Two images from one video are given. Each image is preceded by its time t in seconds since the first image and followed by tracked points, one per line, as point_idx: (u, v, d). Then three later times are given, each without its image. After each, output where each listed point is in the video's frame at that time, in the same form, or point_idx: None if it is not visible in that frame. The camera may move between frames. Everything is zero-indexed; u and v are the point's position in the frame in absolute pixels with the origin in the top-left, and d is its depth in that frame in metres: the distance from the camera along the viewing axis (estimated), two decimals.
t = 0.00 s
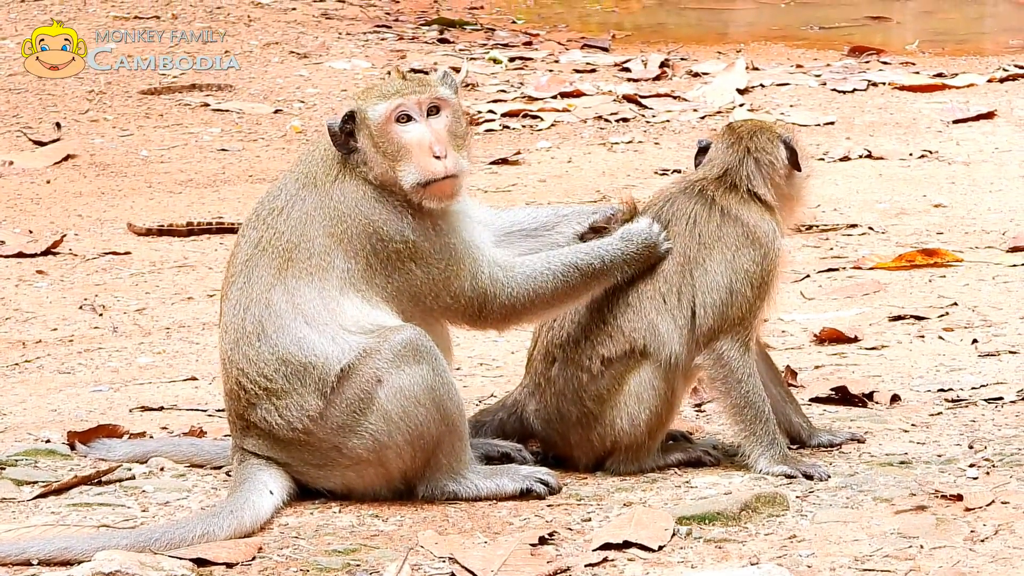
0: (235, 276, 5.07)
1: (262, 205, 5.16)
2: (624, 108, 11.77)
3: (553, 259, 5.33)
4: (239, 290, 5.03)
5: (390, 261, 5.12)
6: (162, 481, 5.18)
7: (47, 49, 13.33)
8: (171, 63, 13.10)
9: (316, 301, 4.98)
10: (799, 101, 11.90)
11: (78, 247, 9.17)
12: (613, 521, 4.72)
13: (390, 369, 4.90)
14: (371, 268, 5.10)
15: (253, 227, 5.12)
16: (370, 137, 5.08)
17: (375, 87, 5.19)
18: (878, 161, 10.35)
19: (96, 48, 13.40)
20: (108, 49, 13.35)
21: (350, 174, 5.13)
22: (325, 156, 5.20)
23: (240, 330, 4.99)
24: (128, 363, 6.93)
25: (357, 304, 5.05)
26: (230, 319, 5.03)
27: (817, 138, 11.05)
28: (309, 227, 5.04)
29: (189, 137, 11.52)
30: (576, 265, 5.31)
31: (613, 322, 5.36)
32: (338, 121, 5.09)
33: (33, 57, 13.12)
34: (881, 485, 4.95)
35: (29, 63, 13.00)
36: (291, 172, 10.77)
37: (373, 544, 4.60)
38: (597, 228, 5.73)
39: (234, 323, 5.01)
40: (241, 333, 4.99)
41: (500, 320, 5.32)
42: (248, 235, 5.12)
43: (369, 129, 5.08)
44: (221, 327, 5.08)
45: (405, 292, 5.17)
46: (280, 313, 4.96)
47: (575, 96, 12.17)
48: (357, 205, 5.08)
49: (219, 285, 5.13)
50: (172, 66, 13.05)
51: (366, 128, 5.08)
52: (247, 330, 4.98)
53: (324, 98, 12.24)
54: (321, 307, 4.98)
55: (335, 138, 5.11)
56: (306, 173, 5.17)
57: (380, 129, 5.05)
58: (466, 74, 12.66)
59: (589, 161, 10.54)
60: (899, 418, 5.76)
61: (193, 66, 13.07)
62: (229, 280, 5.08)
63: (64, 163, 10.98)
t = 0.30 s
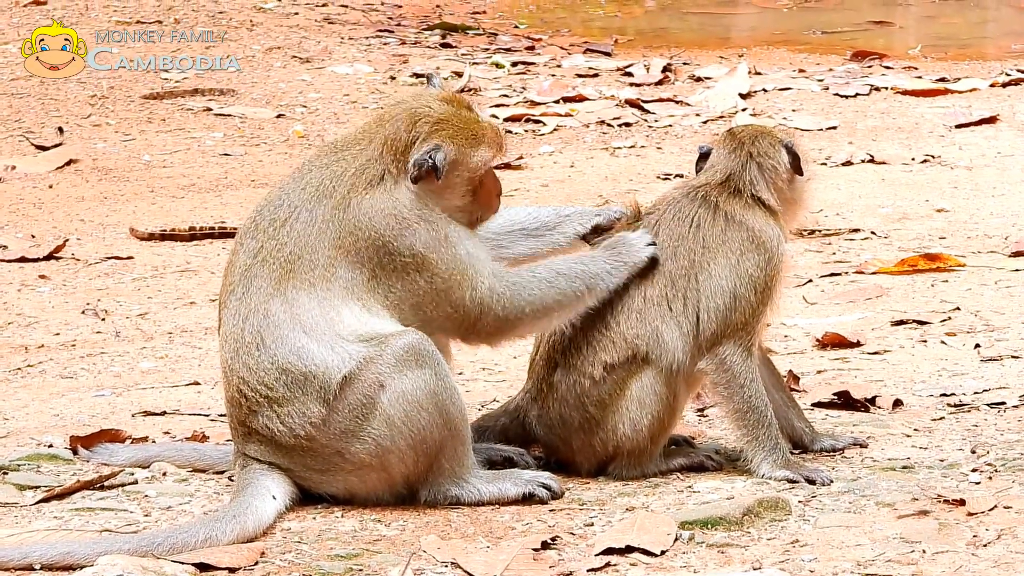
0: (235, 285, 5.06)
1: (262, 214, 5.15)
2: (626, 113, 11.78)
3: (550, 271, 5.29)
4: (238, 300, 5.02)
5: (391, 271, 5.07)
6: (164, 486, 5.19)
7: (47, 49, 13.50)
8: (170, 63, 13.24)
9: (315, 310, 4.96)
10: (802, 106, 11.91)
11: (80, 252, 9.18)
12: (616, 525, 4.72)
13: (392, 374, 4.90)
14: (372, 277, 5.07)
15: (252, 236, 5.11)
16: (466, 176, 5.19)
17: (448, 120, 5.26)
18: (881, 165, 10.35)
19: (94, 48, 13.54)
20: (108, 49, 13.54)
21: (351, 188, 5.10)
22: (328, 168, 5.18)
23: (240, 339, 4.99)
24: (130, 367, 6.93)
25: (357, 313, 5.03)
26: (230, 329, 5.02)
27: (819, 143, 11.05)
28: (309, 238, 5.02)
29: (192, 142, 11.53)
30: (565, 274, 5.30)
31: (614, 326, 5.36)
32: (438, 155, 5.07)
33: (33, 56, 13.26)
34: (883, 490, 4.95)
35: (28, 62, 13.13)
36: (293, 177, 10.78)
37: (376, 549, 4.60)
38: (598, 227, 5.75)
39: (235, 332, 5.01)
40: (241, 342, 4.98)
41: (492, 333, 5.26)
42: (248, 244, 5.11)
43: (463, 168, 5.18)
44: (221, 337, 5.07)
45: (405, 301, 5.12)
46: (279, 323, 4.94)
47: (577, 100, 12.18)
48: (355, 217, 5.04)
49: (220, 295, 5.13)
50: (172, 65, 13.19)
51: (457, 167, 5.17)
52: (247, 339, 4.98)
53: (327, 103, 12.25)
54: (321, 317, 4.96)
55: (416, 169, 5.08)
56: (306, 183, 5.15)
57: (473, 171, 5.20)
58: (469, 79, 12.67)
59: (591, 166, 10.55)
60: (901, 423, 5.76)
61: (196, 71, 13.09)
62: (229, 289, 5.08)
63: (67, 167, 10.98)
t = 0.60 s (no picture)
0: (239, 287, 5.05)
1: (268, 217, 5.15)
2: (628, 117, 11.79)
3: (576, 249, 5.24)
4: (242, 302, 5.02)
5: (402, 270, 5.06)
6: (166, 490, 5.19)
7: (47, 49, 13.58)
8: (170, 63, 13.33)
9: (321, 313, 4.97)
10: (803, 110, 11.91)
11: (82, 256, 9.18)
12: (617, 529, 4.71)
13: (394, 377, 4.90)
14: (379, 280, 5.07)
15: (257, 239, 5.11)
16: (475, 188, 5.21)
17: (458, 132, 5.29)
18: (882, 169, 10.35)
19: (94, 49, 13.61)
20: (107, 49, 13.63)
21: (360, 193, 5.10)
22: (336, 173, 5.19)
23: (244, 341, 4.98)
24: (132, 371, 6.94)
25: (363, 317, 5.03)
26: (234, 331, 5.02)
27: (821, 146, 11.05)
28: (315, 241, 5.03)
29: (193, 146, 11.54)
30: (590, 252, 5.24)
31: (617, 328, 5.36)
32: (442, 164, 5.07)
33: (33, 56, 13.34)
34: (885, 494, 4.94)
35: (28, 62, 13.21)
36: (295, 181, 10.78)
37: (377, 552, 4.60)
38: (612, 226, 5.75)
39: (239, 334, 5.00)
40: (245, 344, 4.98)
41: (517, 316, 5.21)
42: (253, 247, 5.11)
43: (471, 180, 5.20)
44: (225, 339, 5.07)
45: (416, 300, 5.11)
46: (283, 325, 4.94)
47: (578, 104, 12.18)
48: (362, 221, 5.05)
49: (224, 298, 5.12)
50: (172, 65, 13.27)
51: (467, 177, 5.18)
52: (251, 341, 4.97)
53: (328, 106, 12.26)
54: (327, 320, 4.96)
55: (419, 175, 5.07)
56: (314, 188, 5.16)
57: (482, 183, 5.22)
58: (470, 83, 12.67)
59: (592, 170, 10.55)
60: (903, 426, 5.76)
61: (197, 75, 13.11)
62: (233, 291, 5.07)
63: (68, 171, 10.99)
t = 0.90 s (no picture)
0: (238, 292, 5.05)
1: (269, 221, 5.15)
2: (629, 120, 11.79)
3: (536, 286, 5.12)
4: (241, 308, 5.01)
5: (393, 284, 5.04)
6: (167, 493, 5.20)
7: (47, 49, 13.65)
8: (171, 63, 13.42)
9: (318, 320, 4.94)
10: (805, 113, 11.92)
11: (83, 259, 9.19)
12: (619, 533, 4.71)
13: (395, 380, 4.90)
14: (376, 289, 5.05)
15: (258, 244, 5.11)
16: (482, 206, 5.25)
17: (468, 149, 5.30)
18: (884, 173, 10.36)
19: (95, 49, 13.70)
20: (107, 49, 13.73)
21: (363, 200, 5.08)
22: (339, 179, 5.17)
23: (243, 346, 4.98)
24: (133, 375, 6.94)
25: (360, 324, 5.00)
26: (233, 336, 5.01)
27: (823, 150, 11.05)
28: (313, 248, 5.01)
29: (195, 149, 11.54)
30: (546, 289, 5.11)
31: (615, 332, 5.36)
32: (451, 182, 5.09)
33: (33, 56, 13.42)
34: (886, 497, 4.94)
35: (29, 62, 13.30)
36: (296, 184, 10.79)
37: (379, 556, 4.60)
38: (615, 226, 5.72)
39: (237, 339, 5.00)
40: (244, 349, 4.98)
41: (475, 345, 5.19)
42: (252, 252, 5.10)
43: (479, 198, 5.23)
44: (225, 345, 5.07)
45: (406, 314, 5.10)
46: (279, 332, 4.93)
47: (580, 107, 12.19)
48: (361, 230, 5.02)
49: (223, 303, 5.11)
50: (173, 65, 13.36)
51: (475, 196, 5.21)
52: (249, 346, 4.97)
53: (330, 110, 12.27)
54: (325, 327, 4.94)
55: (428, 192, 5.09)
56: (314, 194, 5.14)
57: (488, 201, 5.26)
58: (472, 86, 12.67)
59: (594, 173, 10.56)
60: (904, 430, 5.76)
61: (199, 78, 13.13)
62: (232, 296, 5.07)
63: (70, 175, 11.00)
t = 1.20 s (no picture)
0: (237, 296, 5.05)
1: (268, 225, 5.14)
2: (629, 124, 11.80)
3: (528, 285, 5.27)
4: (240, 313, 5.01)
5: (394, 290, 5.08)
6: (168, 496, 5.20)
7: (48, 48, 13.74)
8: (171, 63, 13.53)
9: (319, 325, 4.96)
10: (805, 116, 11.92)
11: (83, 262, 9.20)
12: (619, 536, 4.71)
13: (395, 385, 4.90)
14: (376, 295, 5.08)
15: (256, 248, 5.10)
16: (484, 211, 5.30)
17: (471, 154, 5.34)
18: (884, 176, 10.36)
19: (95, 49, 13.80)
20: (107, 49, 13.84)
21: (364, 206, 5.09)
22: (339, 184, 5.17)
23: (242, 350, 4.98)
24: (133, 378, 6.94)
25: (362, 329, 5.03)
26: (232, 340, 5.01)
27: (823, 153, 11.05)
28: (314, 253, 5.02)
29: (195, 153, 11.55)
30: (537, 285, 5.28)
31: (614, 335, 5.37)
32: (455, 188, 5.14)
33: (33, 56, 13.51)
34: (887, 500, 4.94)
35: (29, 62, 13.40)
36: (296, 187, 10.79)
37: (379, 559, 4.60)
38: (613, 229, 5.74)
39: (236, 343, 5.00)
40: (242, 354, 4.98)
41: (473, 351, 5.28)
42: (251, 256, 5.10)
43: (481, 203, 5.29)
44: (223, 349, 5.06)
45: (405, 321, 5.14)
46: (279, 336, 4.94)
47: (581, 111, 12.20)
48: (362, 235, 5.04)
49: (222, 307, 5.11)
50: (173, 66, 13.47)
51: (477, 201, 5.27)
52: (248, 351, 4.96)
53: (330, 114, 12.27)
54: (325, 332, 4.95)
55: (432, 198, 5.13)
56: (314, 199, 5.14)
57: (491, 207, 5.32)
58: (472, 89, 12.68)
59: (594, 177, 10.56)
60: (905, 433, 5.76)
61: (199, 81, 13.14)
62: (231, 300, 5.06)
63: (71, 178, 11.00)
